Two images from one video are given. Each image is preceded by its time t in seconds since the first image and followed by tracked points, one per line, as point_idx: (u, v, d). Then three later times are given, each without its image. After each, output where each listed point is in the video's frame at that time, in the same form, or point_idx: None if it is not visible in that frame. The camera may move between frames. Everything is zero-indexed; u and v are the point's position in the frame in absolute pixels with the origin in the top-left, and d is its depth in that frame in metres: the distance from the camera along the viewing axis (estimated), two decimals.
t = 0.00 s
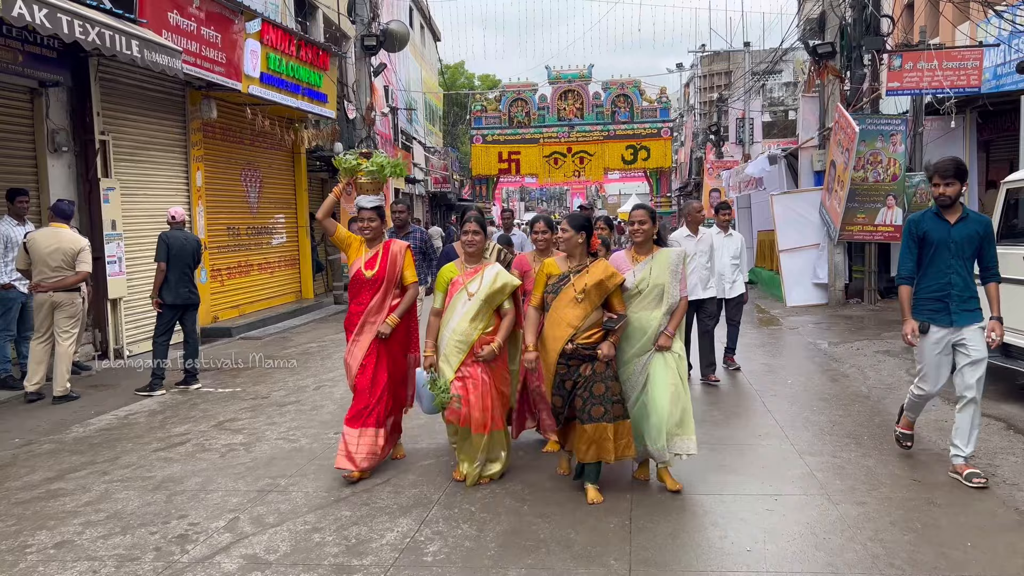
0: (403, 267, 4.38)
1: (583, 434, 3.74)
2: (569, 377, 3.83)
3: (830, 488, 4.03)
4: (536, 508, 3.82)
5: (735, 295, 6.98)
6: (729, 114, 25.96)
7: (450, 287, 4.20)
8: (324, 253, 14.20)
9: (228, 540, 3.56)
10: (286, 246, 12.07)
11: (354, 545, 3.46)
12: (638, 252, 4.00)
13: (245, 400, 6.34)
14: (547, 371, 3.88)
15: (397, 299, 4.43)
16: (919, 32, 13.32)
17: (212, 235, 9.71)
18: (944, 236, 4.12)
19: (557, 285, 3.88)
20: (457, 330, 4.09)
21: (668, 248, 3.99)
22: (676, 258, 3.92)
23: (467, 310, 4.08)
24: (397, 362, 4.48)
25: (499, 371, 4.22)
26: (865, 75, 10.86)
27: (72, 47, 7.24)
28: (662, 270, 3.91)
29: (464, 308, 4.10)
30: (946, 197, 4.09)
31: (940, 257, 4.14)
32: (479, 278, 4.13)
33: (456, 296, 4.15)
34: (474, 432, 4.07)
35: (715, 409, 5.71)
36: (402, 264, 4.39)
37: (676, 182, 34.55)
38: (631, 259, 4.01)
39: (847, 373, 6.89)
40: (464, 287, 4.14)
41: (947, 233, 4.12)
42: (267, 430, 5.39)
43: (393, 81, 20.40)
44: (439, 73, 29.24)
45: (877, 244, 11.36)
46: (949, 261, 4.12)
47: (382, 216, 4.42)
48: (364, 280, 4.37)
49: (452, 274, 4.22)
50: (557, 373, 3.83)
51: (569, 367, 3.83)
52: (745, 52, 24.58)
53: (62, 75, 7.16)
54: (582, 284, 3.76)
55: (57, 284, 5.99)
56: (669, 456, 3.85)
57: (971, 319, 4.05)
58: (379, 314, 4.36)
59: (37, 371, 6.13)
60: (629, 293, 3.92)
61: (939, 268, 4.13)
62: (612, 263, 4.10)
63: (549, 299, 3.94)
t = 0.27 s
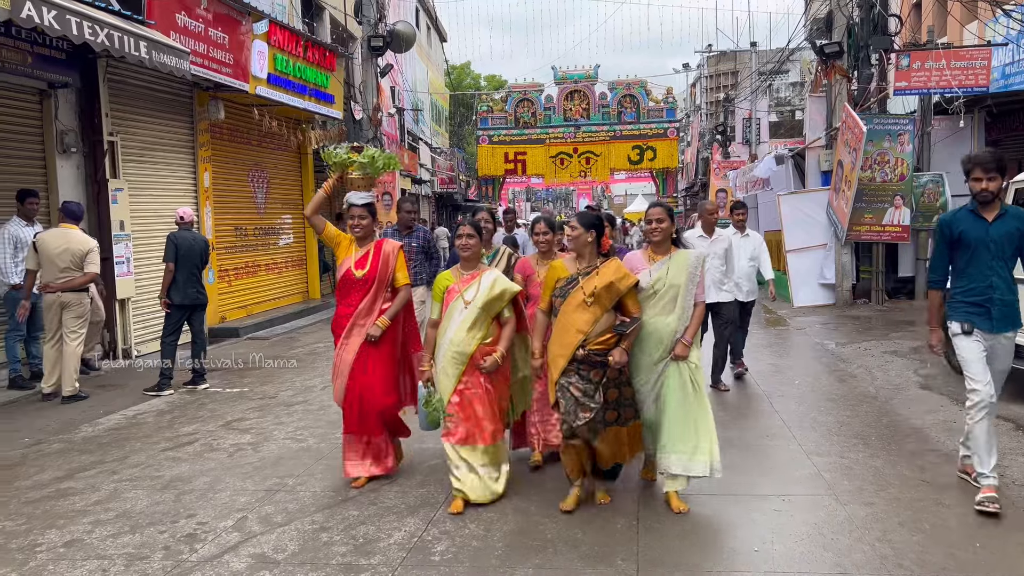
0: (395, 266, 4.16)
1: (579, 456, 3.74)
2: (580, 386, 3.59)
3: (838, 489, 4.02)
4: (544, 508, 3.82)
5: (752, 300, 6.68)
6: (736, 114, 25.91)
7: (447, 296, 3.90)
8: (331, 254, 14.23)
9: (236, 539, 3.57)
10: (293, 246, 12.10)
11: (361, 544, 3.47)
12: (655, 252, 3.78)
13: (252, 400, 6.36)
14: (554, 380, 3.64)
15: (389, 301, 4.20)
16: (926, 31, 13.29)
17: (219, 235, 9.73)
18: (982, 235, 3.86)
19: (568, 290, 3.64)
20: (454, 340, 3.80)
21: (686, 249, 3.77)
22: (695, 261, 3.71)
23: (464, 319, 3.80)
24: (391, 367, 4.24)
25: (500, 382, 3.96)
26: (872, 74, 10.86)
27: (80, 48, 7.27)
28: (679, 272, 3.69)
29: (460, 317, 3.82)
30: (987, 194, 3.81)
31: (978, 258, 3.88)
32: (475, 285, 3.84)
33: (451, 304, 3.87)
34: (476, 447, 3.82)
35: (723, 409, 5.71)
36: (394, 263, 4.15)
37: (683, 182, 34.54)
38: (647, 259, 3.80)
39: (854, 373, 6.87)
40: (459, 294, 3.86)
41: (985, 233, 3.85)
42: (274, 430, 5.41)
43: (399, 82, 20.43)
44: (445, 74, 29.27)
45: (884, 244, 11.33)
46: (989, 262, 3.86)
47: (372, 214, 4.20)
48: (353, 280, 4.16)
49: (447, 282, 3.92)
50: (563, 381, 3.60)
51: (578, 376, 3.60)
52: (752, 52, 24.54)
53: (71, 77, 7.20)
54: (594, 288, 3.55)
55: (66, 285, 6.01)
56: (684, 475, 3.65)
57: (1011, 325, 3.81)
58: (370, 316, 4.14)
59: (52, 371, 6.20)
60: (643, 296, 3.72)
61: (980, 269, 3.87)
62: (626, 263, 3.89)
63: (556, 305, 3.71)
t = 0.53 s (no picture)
0: (390, 269, 3.94)
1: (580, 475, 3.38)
2: (584, 398, 3.38)
3: (846, 489, 4.01)
4: (552, 507, 3.82)
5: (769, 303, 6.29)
6: (744, 113, 25.84)
7: (445, 297, 3.78)
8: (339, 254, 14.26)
9: (245, 538, 3.58)
10: (302, 246, 12.14)
11: (370, 543, 3.48)
12: (669, 252, 3.57)
13: (261, 400, 6.38)
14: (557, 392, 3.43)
15: (383, 307, 3.97)
16: (935, 29, 13.23)
17: (227, 236, 9.76)
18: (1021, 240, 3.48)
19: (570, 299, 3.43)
20: (455, 344, 3.64)
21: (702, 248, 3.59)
22: (711, 263, 3.51)
23: (465, 322, 3.65)
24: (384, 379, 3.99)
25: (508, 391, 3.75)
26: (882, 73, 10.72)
27: (90, 50, 7.30)
28: (696, 273, 3.49)
29: (461, 319, 3.66)
30: None
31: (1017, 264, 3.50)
32: (473, 287, 3.69)
33: (450, 306, 3.75)
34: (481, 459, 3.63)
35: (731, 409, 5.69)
36: (389, 267, 3.93)
37: (691, 181, 34.46)
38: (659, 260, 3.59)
39: (863, 373, 6.85)
40: (457, 295, 3.73)
41: None
42: (283, 430, 5.42)
43: (407, 82, 20.45)
44: (452, 74, 29.29)
45: (894, 244, 11.28)
46: None
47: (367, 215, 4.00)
48: (346, 284, 3.95)
49: (445, 281, 3.83)
50: (565, 395, 3.40)
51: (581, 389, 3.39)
52: (761, 51, 24.48)
53: (80, 78, 7.24)
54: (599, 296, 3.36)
55: (76, 285, 6.05)
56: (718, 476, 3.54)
57: None
58: (363, 323, 3.91)
59: (62, 371, 6.25)
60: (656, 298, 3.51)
61: (1020, 277, 3.49)
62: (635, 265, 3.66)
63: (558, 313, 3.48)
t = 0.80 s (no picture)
0: (385, 271, 3.80)
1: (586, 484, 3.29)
2: (586, 402, 3.24)
3: (855, 489, 4.00)
4: (559, 507, 3.82)
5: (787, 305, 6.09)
6: (752, 112, 25.78)
7: (449, 305, 3.54)
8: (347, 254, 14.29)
9: (254, 537, 3.60)
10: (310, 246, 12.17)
11: (378, 543, 3.48)
12: (675, 256, 3.43)
13: (269, 399, 6.40)
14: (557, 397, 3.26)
15: (377, 310, 3.82)
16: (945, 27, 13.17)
17: (236, 235, 9.79)
18: None
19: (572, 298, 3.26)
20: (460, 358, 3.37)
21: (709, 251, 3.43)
22: (720, 266, 3.34)
23: (470, 332, 3.39)
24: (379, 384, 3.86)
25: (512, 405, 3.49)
26: (890, 72, 10.72)
27: (100, 50, 7.33)
28: (708, 279, 3.32)
29: (464, 331, 3.41)
30: None
31: None
32: (481, 295, 3.44)
33: (456, 314, 3.47)
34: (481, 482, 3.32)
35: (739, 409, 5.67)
36: (384, 268, 3.80)
37: (699, 180, 34.38)
38: (664, 264, 3.43)
39: (872, 373, 6.82)
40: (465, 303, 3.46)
41: None
42: (291, 429, 5.44)
43: (415, 82, 20.48)
44: (460, 73, 29.30)
45: (903, 243, 11.23)
46: None
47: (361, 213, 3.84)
48: (339, 285, 3.80)
49: (450, 287, 3.58)
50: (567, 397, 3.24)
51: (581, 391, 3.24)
52: (769, 50, 24.41)
53: (90, 79, 7.28)
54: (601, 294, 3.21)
55: (87, 284, 6.08)
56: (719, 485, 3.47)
57: None
58: (355, 327, 3.75)
59: (72, 370, 6.27)
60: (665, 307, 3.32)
61: None
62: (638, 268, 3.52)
63: (558, 313, 3.32)
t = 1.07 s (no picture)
0: (380, 271, 3.59)
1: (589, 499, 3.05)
2: (597, 421, 3.02)
3: (863, 489, 3.99)
4: (566, 506, 3.82)
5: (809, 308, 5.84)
6: (760, 111, 25.73)
7: (452, 304, 3.40)
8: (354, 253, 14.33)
9: (262, 536, 3.61)
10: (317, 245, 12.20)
11: (385, 541, 3.49)
12: (677, 257, 3.33)
13: (277, 399, 6.42)
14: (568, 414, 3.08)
15: (372, 313, 3.61)
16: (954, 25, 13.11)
17: (244, 235, 9.83)
18: None
19: (583, 310, 3.06)
20: (459, 361, 3.26)
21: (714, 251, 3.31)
22: (726, 265, 3.21)
23: (473, 334, 3.27)
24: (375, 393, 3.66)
25: (513, 409, 3.36)
26: (899, 70, 10.67)
27: (108, 51, 7.37)
28: (712, 279, 3.19)
29: (467, 330, 3.29)
30: None
31: None
32: (487, 293, 3.32)
33: (458, 314, 3.33)
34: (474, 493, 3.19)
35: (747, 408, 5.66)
36: (379, 269, 3.59)
37: (706, 179, 34.32)
38: (667, 265, 3.32)
39: (880, 372, 6.79)
40: (467, 303, 3.32)
41: None
42: (299, 429, 5.45)
43: (422, 82, 20.52)
44: (467, 73, 29.32)
45: (911, 241, 11.19)
46: None
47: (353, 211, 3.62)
48: (331, 289, 3.57)
49: (454, 284, 3.43)
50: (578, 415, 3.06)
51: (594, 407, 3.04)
52: (777, 48, 24.34)
53: (99, 80, 7.31)
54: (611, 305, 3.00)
55: (97, 284, 6.12)
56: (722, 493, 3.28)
57: None
58: (350, 331, 3.55)
59: (81, 370, 6.30)
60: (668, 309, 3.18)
61: None
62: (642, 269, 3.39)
63: (567, 323, 3.12)
